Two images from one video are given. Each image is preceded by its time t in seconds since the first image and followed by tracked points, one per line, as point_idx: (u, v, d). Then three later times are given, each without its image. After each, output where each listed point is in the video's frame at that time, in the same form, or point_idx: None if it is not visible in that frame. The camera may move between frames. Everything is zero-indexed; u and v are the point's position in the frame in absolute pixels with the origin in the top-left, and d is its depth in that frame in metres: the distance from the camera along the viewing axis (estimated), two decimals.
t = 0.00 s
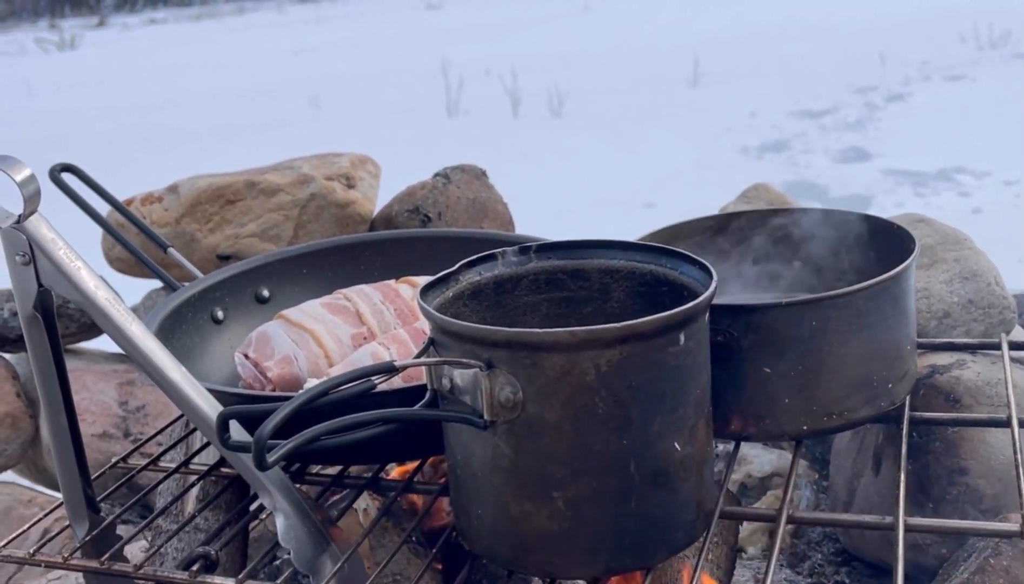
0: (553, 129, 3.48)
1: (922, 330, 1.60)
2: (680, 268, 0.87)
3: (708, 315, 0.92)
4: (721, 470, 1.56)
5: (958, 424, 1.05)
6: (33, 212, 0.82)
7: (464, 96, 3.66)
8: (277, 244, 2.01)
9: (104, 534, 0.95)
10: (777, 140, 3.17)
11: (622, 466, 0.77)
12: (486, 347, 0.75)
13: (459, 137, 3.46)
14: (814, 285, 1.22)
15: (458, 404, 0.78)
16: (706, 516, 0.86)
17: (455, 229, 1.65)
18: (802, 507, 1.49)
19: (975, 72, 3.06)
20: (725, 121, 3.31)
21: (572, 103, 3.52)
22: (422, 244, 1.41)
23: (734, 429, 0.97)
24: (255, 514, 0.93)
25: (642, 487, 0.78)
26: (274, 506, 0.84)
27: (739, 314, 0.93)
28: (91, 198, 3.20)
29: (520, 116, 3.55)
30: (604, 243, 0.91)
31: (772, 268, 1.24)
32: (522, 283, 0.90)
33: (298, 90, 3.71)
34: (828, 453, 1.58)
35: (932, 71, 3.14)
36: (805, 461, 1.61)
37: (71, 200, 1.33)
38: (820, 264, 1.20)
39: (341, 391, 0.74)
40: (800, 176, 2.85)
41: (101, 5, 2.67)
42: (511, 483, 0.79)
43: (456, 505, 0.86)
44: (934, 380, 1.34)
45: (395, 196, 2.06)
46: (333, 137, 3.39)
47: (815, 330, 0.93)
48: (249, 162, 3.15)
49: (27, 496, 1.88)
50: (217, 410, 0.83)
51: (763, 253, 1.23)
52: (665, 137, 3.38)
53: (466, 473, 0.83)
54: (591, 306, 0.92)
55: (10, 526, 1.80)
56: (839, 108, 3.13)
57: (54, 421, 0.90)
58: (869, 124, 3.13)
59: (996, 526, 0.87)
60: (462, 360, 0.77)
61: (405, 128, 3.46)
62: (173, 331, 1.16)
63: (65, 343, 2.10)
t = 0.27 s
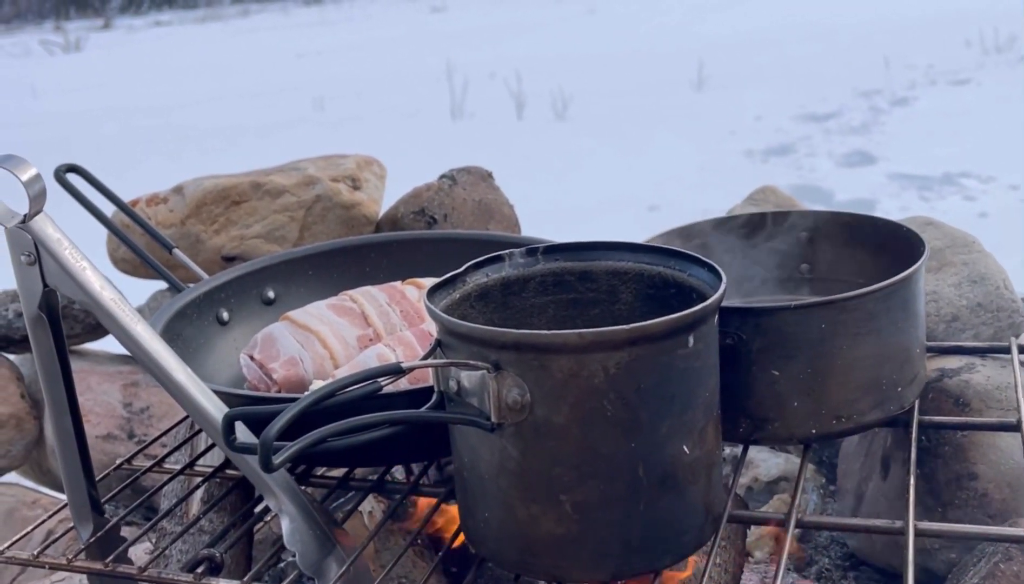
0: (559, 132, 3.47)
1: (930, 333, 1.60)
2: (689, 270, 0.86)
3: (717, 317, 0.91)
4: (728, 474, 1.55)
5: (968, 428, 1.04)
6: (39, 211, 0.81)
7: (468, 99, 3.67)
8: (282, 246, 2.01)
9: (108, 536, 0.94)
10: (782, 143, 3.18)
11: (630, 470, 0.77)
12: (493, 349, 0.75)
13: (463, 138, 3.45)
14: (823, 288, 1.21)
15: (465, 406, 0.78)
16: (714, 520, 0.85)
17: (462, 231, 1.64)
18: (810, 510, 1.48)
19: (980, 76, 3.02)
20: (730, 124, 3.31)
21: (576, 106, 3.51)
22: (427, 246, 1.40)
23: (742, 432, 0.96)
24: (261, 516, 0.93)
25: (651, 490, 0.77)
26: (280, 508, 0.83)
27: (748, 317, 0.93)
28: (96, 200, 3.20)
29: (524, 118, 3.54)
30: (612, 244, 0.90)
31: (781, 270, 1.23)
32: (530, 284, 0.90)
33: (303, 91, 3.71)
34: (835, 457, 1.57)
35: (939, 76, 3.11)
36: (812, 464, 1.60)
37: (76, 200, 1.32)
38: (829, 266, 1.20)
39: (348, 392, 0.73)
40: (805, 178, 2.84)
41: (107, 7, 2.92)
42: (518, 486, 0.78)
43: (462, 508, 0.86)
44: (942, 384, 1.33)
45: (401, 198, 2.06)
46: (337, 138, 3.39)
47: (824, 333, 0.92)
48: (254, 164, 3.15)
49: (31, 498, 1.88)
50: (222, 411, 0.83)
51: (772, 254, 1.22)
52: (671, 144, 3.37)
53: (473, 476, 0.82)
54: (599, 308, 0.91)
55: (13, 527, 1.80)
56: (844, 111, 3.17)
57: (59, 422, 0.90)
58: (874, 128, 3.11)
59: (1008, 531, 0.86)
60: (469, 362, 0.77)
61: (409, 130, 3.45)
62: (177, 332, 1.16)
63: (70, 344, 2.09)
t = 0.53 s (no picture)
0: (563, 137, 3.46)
1: (937, 342, 1.59)
2: (696, 279, 0.86)
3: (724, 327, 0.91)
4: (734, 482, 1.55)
5: (975, 438, 1.04)
6: (46, 219, 0.81)
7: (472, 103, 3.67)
8: (288, 251, 2.01)
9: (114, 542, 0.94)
10: (784, 147, 3.14)
11: (637, 480, 0.76)
12: (500, 359, 0.75)
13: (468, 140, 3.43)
14: (831, 296, 1.21)
15: (472, 415, 0.78)
16: (721, 530, 0.85)
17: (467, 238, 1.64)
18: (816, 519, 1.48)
19: (984, 80, 3.07)
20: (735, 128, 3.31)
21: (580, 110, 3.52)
22: (434, 252, 1.40)
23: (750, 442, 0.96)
24: (266, 524, 0.93)
25: (658, 501, 0.77)
26: (286, 516, 0.83)
27: (755, 326, 0.92)
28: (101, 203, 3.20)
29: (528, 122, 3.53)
30: (618, 253, 0.90)
31: (787, 278, 1.23)
32: (536, 293, 0.89)
33: (307, 95, 3.72)
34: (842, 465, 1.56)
35: (942, 81, 3.18)
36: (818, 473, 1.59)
37: (81, 205, 1.32)
38: (835, 274, 1.19)
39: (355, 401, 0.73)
40: (810, 183, 2.84)
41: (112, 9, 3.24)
42: (525, 496, 0.78)
43: (468, 517, 0.86)
44: (949, 393, 1.33)
45: (407, 204, 2.06)
46: (342, 142, 3.38)
47: (832, 342, 0.92)
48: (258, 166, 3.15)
49: (36, 503, 1.88)
50: (229, 419, 0.83)
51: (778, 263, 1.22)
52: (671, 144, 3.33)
53: (479, 485, 0.82)
54: (606, 316, 0.91)
55: (18, 533, 1.80)
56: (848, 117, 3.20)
57: (65, 429, 0.90)
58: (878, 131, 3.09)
59: (1018, 543, 0.86)
60: (476, 371, 0.77)
61: (413, 133, 3.45)
62: (183, 337, 1.16)
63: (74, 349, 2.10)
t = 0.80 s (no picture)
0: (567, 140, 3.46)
1: (946, 349, 1.59)
2: (706, 286, 0.86)
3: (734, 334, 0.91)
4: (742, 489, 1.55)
5: (985, 445, 1.04)
6: (59, 225, 0.81)
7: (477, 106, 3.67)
8: (296, 256, 2.01)
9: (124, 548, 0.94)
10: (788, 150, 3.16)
11: (648, 487, 0.76)
12: (511, 365, 0.75)
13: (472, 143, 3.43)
14: (839, 303, 1.21)
15: (483, 422, 0.78)
16: (731, 538, 0.85)
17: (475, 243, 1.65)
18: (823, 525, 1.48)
19: (987, 84, 3.09)
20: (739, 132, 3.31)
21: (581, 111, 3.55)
22: (442, 257, 1.40)
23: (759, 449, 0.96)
24: (276, 529, 0.93)
25: (668, 508, 0.77)
26: (297, 523, 0.83)
27: (765, 333, 0.92)
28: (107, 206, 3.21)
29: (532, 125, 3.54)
30: (628, 260, 0.90)
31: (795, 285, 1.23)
32: (547, 300, 0.90)
33: (312, 98, 3.72)
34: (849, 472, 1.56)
35: (946, 86, 3.19)
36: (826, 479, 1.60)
37: (90, 210, 1.33)
38: (843, 281, 1.19)
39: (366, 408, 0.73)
40: (815, 187, 2.84)
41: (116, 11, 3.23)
42: (535, 502, 0.78)
43: (478, 523, 0.86)
44: (958, 400, 1.33)
45: (415, 208, 2.06)
46: (347, 145, 3.39)
47: (842, 349, 0.92)
48: (263, 169, 3.15)
49: (43, 506, 1.88)
50: (239, 425, 0.83)
51: (786, 270, 1.22)
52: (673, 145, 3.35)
53: (489, 491, 0.82)
54: (616, 323, 0.91)
55: (25, 536, 1.81)
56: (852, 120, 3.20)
57: (75, 435, 0.90)
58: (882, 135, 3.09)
59: None
60: (487, 378, 0.77)
61: (418, 136, 3.45)
62: (192, 342, 1.16)
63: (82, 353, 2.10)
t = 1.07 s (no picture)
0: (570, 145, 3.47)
1: (948, 357, 1.59)
2: (708, 296, 0.86)
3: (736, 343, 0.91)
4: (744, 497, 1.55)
5: (987, 455, 1.04)
6: (63, 234, 0.82)
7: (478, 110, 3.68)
8: (299, 262, 2.02)
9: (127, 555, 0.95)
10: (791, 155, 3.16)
11: (650, 498, 0.77)
12: (514, 376, 0.75)
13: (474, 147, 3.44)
14: (840, 311, 1.21)
15: (485, 431, 0.78)
16: (733, 548, 0.85)
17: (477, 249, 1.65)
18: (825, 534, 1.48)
19: (990, 89, 3.08)
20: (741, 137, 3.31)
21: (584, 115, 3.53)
22: (444, 264, 1.40)
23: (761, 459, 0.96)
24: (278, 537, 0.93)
25: (670, 518, 0.77)
26: (299, 531, 0.83)
27: (767, 343, 0.93)
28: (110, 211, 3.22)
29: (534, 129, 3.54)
30: (630, 269, 0.90)
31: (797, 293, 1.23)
32: (549, 309, 0.90)
33: (314, 102, 3.72)
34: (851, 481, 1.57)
35: (948, 91, 3.17)
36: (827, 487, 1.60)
37: (93, 215, 1.33)
38: (845, 290, 1.20)
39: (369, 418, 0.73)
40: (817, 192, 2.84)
41: (119, 13, 3.02)
42: (537, 512, 0.78)
43: (480, 532, 0.86)
44: (960, 409, 1.33)
45: (418, 215, 2.06)
46: (349, 149, 3.39)
47: (843, 359, 0.92)
48: (264, 172, 3.16)
49: (46, 511, 1.89)
50: (242, 433, 0.83)
51: (789, 278, 1.22)
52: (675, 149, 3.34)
53: (491, 501, 0.82)
54: (618, 332, 0.91)
55: (27, 541, 1.81)
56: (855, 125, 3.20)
57: (79, 442, 0.90)
58: (885, 140, 3.09)
59: None
60: (490, 388, 0.77)
61: (419, 140, 3.45)
62: (194, 348, 1.17)
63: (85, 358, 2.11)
